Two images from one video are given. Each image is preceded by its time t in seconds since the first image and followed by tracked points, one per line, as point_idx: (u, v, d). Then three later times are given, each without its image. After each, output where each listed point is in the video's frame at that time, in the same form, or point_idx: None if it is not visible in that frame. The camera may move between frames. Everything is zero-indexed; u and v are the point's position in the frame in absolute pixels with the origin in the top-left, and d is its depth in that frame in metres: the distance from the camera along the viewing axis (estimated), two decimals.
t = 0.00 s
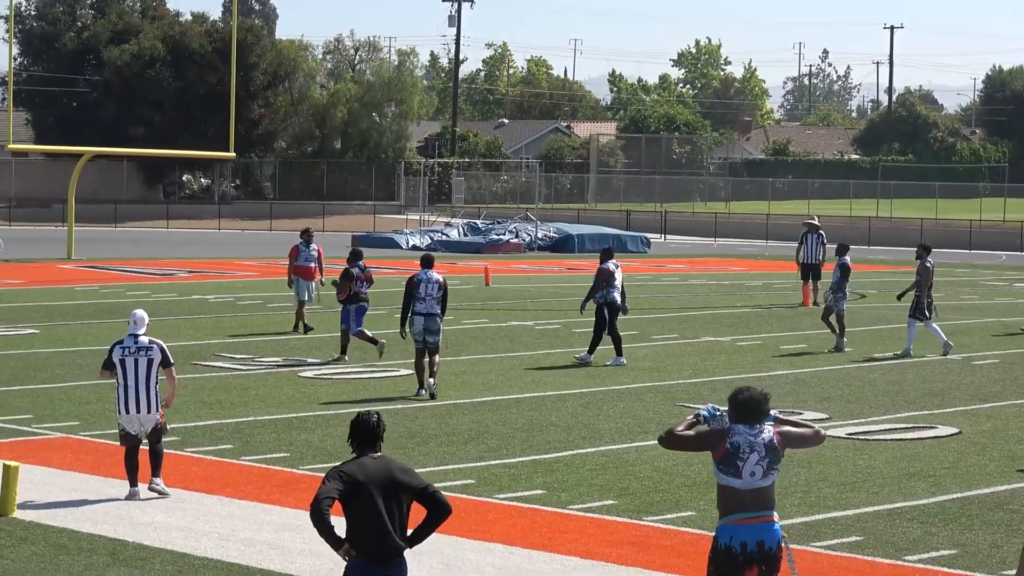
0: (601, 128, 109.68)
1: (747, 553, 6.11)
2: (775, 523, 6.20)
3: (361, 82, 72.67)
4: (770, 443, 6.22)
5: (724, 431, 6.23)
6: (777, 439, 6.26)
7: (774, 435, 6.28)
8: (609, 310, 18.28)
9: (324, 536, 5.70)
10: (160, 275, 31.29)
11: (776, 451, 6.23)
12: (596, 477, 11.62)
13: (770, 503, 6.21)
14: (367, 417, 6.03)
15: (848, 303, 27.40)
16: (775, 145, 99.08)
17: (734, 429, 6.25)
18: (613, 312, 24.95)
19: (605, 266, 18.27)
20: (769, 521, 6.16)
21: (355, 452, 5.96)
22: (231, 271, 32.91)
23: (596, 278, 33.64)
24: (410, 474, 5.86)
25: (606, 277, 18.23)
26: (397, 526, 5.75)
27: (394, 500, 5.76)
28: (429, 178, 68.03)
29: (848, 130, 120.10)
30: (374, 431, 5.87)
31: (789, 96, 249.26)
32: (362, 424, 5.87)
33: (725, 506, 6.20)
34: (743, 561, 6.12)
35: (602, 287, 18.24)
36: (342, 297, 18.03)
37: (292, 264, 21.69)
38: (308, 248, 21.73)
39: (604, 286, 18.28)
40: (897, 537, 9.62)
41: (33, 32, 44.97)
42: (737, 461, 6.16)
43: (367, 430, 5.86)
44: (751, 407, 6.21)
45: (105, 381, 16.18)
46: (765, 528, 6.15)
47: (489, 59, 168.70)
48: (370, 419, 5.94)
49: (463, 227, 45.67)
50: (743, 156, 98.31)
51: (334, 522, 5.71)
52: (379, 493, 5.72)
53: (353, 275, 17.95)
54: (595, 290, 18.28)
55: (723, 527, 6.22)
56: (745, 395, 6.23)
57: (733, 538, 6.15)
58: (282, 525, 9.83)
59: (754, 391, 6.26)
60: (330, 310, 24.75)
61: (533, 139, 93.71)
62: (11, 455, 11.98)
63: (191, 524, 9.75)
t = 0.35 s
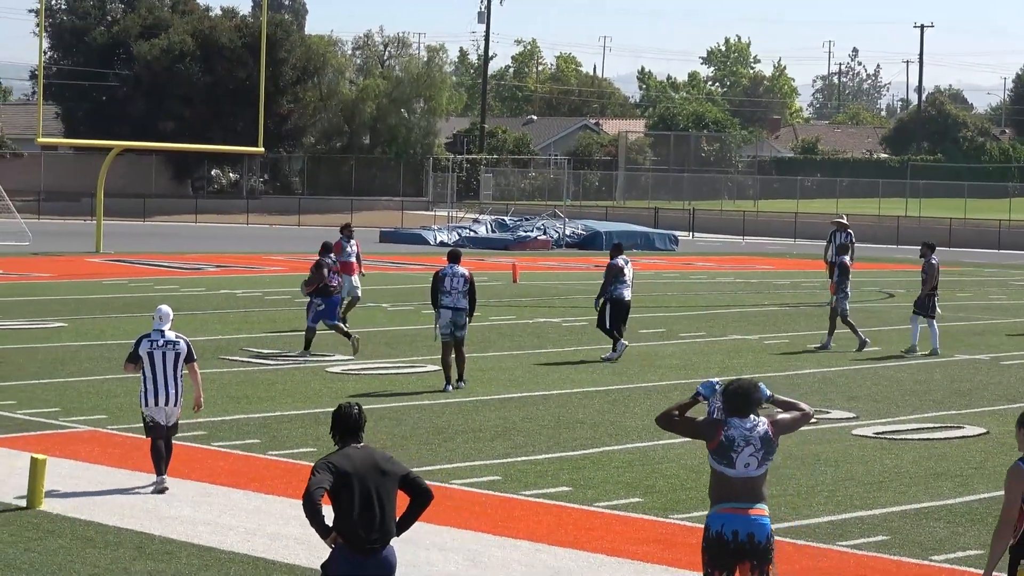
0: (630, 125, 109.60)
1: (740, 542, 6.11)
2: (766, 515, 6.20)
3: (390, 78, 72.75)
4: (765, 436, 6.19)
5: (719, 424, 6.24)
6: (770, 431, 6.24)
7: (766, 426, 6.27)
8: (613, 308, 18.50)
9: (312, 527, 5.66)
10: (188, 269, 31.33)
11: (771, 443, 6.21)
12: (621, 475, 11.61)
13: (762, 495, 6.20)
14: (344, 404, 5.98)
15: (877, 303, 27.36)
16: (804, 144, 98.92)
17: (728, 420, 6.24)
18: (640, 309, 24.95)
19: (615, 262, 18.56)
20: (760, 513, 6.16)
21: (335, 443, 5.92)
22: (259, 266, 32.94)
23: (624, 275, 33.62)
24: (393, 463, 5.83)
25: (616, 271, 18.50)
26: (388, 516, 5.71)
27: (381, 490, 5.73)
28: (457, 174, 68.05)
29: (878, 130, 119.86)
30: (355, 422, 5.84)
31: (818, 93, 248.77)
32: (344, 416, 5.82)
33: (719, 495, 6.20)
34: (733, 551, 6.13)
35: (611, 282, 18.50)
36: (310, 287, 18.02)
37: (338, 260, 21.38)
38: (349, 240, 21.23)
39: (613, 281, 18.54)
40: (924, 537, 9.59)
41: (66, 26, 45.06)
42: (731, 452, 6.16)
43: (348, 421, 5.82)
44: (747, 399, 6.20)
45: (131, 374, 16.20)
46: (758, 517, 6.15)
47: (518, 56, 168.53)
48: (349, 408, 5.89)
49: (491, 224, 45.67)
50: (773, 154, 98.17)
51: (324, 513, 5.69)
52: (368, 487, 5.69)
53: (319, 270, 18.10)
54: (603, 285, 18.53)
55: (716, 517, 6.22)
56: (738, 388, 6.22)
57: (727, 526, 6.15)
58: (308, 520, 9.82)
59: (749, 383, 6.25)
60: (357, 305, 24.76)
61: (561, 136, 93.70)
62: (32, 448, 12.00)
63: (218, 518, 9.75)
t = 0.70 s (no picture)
0: (654, 122, 109.55)
1: (747, 533, 6.34)
2: (765, 504, 6.44)
3: (414, 74, 72.80)
4: (767, 429, 6.42)
5: (721, 415, 6.42)
6: (773, 425, 6.46)
7: (769, 420, 6.48)
8: (620, 306, 18.48)
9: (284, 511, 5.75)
10: (211, 264, 31.36)
11: (770, 438, 6.45)
12: (644, 472, 11.60)
13: (759, 485, 6.44)
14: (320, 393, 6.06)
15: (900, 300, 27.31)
16: (828, 141, 98.81)
17: (729, 412, 6.43)
18: (663, 307, 24.93)
19: (621, 261, 18.46)
20: (761, 504, 6.41)
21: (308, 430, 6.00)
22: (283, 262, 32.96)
23: (647, 272, 33.60)
24: (367, 447, 5.90)
25: (623, 270, 18.41)
26: (358, 496, 5.81)
27: (353, 475, 5.81)
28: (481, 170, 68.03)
29: (903, 126, 119.65)
30: (327, 408, 5.91)
31: (843, 90, 248.45)
32: (316, 400, 5.90)
33: (722, 489, 6.41)
34: (740, 541, 6.36)
35: (620, 282, 18.40)
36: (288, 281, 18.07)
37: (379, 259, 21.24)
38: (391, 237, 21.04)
39: (620, 280, 18.45)
40: (947, 535, 9.57)
41: (91, 22, 45.20)
42: (737, 445, 6.36)
43: (321, 406, 5.89)
44: (750, 395, 6.40)
45: (157, 368, 16.21)
46: (757, 509, 6.39)
47: (542, 52, 168.48)
48: (322, 394, 5.97)
49: (515, 220, 45.66)
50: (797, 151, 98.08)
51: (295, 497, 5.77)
52: (337, 464, 5.78)
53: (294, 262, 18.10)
54: (612, 285, 18.42)
55: (716, 509, 6.43)
56: (739, 383, 6.42)
57: (731, 517, 6.37)
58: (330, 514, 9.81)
59: (749, 377, 6.45)
60: (380, 301, 24.77)
61: (586, 132, 93.70)
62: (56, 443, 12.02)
63: (241, 513, 9.75)
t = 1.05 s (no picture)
0: (677, 118, 109.55)
1: (751, 527, 6.41)
2: (770, 500, 6.51)
3: (435, 71, 72.90)
4: (770, 429, 6.49)
5: (726, 415, 6.47)
6: (774, 425, 6.53)
7: (772, 421, 6.55)
8: (623, 299, 18.61)
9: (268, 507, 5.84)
10: (234, 261, 31.42)
11: (774, 440, 6.52)
12: (664, 468, 11.59)
13: (763, 481, 6.50)
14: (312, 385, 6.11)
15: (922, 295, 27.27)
16: (851, 137, 98.75)
17: (735, 412, 6.50)
18: (686, 303, 24.93)
19: (625, 256, 18.54)
20: (766, 499, 6.47)
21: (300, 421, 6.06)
22: (306, 258, 33.00)
23: (669, 268, 33.59)
24: (353, 443, 5.96)
25: (626, 265, 18.52)
26: (343, 491, 5.88)
27: (338, 470, 5.89)
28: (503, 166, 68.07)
29: (926, 123, 119.49)
30: (318, 403, 5.96)
31: (866, 87, 248.32)
32: (307, 395, 5.95)
33: (727, 486, 6.47)
34: (748, 532, 6.42)
35: (623, 276, 18.51)
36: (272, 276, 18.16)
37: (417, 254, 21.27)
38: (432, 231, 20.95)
39: (624, 274, 18.57)
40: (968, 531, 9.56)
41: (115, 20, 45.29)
42: (745, 441, 6.43)
43: (311, 401, 5.95)
44: (755, 392, 6.45)
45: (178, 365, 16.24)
46: (763, 504, 6.47)
47: (565, 50, 168.55)
48: (314, 388, 6.03)
49: (537, 217, 45.64)
50: (819, 147, 98.04)
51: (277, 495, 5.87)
52: (322, 459, 5.85)
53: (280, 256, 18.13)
54: (615, 277, 18.55)
55: (725, 506, 6.49)
56: (742, 383, 6.48)
57: (735, 512, 6.44)
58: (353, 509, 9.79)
59: (759, 378, 6.52)
60: (402, 298, 24.78)
61: (608, 129, 93.78)
62: (76, 438, 12.09)
63: (262, 509, 9.76)
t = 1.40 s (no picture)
0: (695, 114, 109.31)
1: (748, 518, 6.52)
2: (768, 487, 6.60)
3: (453, 67, 72.87)
4: (768, 418, 6.59)
5: (727, 405, 6.55)
6: (772, 413, 6.62)
7: (769, 410, 6.63)
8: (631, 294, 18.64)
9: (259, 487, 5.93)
10: (251, 258, 31.41)
11: (773, 428, 6.61)
12: (684, 465, 11.57)
13: (763, 468, 6.59)
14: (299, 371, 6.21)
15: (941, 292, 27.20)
16: (870, 134, 98.50)
17: (736, 400, 6.58)
18: (705, 299, 24.90)
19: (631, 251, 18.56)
20: (765, 486, 6.58)
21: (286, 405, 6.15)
22: (324, 255, 32.99)
23: (687, 265, 33.53)
24: (340, 425, 6.07)
25: (632, 259, 18.54)
26: (331, 473, 5.97)
27: (324, 453, 5.98)
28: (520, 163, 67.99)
29: (945, 119, 119.12)
30: (305, 388, 6.05)
31: (884, 83, 247.83)
32: (294, 378, 6.04)
33: (727, 476, 6.55)
34: (746, 524, 6.53)
35: (628, 270, 18.54)
36: (262, 270, 18.33)
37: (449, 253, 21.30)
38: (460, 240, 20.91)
39: (629, 270, 18.58)
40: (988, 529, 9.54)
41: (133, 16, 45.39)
42: (746, 432, 6.50)
43: (299, 385, 6.04)
44: (756, 382, 6.53)
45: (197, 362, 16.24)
46: (761, 492, 6.57)
47: (583, 45, 168.23)
48: (299, 373, 6.12)
49: (555, 213, 45.60)
50: (838, 144, 97.79)
51: (267, 476, 5.95)
52: (310, 442, 5.95)
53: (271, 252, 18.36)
54: (619, 273, 18.56)
55: (722, 494, 6.59)
56: (742, 371, 6.56)
57: (738, 504, 6.54)
58: (371, 505, 9.78)
59: (755, 364, 6.60)
60: (420, 294, 24.76)
61: (627, 125, 93.60)
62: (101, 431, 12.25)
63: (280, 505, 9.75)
